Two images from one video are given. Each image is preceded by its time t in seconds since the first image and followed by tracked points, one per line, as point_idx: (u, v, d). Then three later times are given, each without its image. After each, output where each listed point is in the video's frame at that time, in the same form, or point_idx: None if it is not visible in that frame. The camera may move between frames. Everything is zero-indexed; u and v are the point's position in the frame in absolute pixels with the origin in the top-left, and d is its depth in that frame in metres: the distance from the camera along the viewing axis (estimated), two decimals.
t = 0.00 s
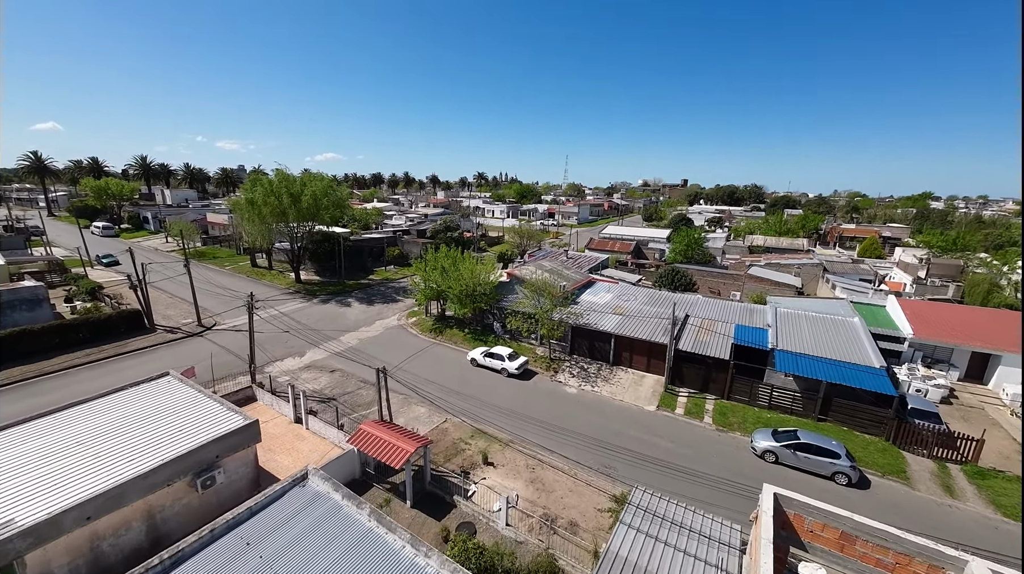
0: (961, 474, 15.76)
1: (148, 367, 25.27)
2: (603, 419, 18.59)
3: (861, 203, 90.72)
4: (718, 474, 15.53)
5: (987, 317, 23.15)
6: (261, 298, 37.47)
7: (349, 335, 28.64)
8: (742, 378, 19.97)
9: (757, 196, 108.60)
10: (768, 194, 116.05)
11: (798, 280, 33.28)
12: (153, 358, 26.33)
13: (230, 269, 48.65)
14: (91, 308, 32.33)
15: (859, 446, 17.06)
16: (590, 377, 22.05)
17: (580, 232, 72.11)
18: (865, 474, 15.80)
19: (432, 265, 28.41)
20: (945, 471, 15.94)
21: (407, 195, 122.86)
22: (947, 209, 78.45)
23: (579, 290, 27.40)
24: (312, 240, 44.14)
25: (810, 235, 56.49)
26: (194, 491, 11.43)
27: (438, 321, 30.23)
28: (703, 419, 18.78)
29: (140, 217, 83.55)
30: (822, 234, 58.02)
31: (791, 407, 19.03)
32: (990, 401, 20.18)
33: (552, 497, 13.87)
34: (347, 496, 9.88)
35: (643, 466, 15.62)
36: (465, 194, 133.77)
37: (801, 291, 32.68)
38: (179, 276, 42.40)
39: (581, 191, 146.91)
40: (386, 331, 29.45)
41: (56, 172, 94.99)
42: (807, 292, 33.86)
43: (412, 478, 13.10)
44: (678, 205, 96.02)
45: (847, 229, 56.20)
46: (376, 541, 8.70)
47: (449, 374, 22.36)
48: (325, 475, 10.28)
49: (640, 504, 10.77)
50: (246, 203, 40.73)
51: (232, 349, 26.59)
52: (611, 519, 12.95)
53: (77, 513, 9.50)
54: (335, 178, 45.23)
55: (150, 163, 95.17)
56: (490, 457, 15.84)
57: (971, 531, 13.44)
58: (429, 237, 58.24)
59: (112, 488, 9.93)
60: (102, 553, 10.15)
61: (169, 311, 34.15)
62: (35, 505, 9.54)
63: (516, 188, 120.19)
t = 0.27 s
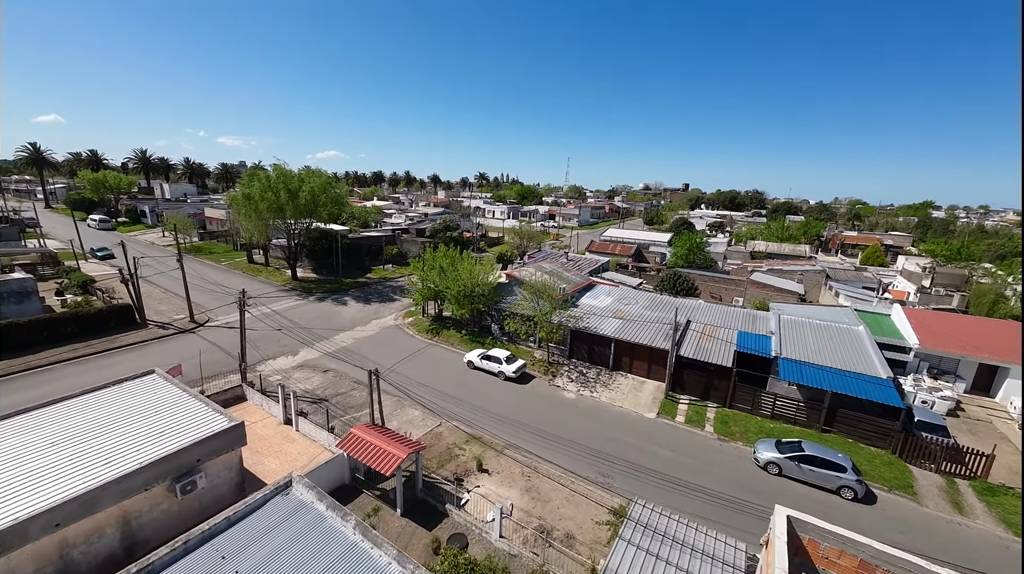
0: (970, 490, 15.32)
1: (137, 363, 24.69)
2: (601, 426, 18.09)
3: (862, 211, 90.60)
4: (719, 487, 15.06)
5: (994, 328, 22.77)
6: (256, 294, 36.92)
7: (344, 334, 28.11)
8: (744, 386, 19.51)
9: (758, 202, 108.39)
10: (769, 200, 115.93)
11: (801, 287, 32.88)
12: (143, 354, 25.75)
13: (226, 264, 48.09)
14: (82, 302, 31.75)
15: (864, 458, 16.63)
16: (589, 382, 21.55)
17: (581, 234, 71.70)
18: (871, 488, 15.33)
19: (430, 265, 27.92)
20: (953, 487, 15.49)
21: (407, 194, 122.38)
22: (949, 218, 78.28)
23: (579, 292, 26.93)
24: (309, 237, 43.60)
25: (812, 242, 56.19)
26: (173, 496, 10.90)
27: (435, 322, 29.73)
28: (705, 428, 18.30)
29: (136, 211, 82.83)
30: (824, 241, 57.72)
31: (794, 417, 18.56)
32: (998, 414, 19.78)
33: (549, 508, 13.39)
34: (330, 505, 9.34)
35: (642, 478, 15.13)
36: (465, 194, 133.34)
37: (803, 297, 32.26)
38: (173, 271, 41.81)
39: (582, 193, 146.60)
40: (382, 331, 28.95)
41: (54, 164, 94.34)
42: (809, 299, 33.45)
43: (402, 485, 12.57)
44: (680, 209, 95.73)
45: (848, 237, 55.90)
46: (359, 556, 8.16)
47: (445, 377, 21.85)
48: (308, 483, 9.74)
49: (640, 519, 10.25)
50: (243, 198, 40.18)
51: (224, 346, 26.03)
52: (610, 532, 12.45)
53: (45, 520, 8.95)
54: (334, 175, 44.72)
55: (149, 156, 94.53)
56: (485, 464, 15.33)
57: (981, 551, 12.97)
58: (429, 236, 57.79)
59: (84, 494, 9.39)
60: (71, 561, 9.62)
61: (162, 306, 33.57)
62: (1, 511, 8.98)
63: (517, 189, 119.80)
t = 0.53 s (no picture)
0: (980, 505, 14.84)
1: (123, 361, 23.99)
2: (600, 433, 17.53)
3: (862, 216, 90.41)
4: (722, 499, 14.52)
5: (1000, 336, 22.39)
6: (249, 292, 36.22)
7: (338, 334, 27.46)
8: (747, 393, 18.99)
9: (757, 206, 108.17)
10: (769, 205, 115.75)
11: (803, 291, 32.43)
12: (129, 352, 25.04)
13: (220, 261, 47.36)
14: (70, 297, 31.00)
15: (870, 470, 16.14)
16: (587, 387, 20.99)
17: (580, 236, 71.19)
18: (877, 501, 14.82)
19: (427, 265, 27.31)
20: (963, 501, 15.00)
21: (406, 193, 121.68)
22: (948, 225, 78.13)
23: (578, 294, 26.38)
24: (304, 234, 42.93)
25: (812, 246, 55.83)
26: (148, 505, 10.28)
27: (431, 322, 29.12)
28: (706, 436, 17.75)
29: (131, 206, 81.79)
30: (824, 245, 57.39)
31: (798, 426, 18.05)
32: (1005, 425, 19.37)
33: (545, 519, 12.83)
34: (312, 520, 8.73)
35: (642, 489, 14.57)
36: (464, 194, 132.65)
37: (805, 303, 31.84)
38: (165, 267, 41.06)
39: (582, 195, 146.14)
40: (376, 331, 28.33)
41: (49, 158, 93.27)
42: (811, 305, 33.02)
43: (391, 495, 11.98)
44: (679, 212, 95.41)
45: (849, 242, 55.59)
46: None
47: (439, 379, 21.26)
48: (289, 495, 9.15)
49: (640, 536, 9.68)
50: (237, 194, 39.48)
51: (213, 345, 25.36)
52: (608, 547, 11.89)
53: (5, 533, 8.31)
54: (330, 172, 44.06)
55: (146, 151, 93.64)
56: (479, 472, 14.76)
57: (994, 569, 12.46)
58: (426, 236, 57.17)
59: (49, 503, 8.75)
60: None
61: (152, 303, 32.85)
62: None
63: (517, 190, 119.20)
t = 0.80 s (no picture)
0: (986, 513, 14.47)
1: (105, 363, 23.18)
2: (597, 438, 17.00)
3: (857, 219, 90.74)
4: (722, 508, 14.02)
5: (1001, 339, 22.13)
6: (238, 292, 35.43)
7: (329, 335, 26.79)
8: (748, 397, 18.54)
9: (753, 208, 108.27)
10: (764, 207, 115.98)
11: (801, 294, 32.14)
12: (112, 353, 24.22)
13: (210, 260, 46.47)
14: (52, 296, 30.08)
15: (874, 478, 15.75)
16: (584, 391, 20.47)
17: (576, 237, 70.79)
18: (882, 510, 14.41)
19: (421, 265, 26.72)
20: (969, 509, 14.61)
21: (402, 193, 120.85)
22: (942, 228, 78.50)
23: (574, 296, 25.89)
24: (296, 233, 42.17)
25: (808, 248, 55.71)
26: (117, 520, 9.63)
27: (424, 324, 28.51)
28: (706, 442, 17.28)
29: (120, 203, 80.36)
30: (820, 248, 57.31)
31: (800, 432, 17.63)
32: (1008, 430, 19.06)
33: (540, 530, 12.29)
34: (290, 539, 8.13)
35: (640, 497, 14.04)
36: (460, 194, 131.96)
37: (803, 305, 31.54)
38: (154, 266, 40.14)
39: (578, 196, 145.89)
40: (368, 332, 27.68)
41: (37, 154, 91.60)
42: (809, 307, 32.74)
43: (378, 507, 11.38)
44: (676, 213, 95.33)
45: (845, 244, 55.53)
46: None
47: (433, 382, 20.66)
48: (266, 510, 8.53)
49: (639, 551, 9.18)
50: (226, 192, 38.65)
51: (199, 346, 24.60)
52: (606, 560, 11.36)
53: None
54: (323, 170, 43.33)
55: (136, 148, 92.22)
56: (472, 480, 14.19)
57: None
58: (421, 235, 56.50)
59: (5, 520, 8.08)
60: None
61: (137, 302, 31.98)
62: None
63: (513, 190, 118.71)
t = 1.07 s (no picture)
0: (986, 517, 14.21)
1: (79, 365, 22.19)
2: (591, 442, 16.51)
3: (846, 219, 91.54)
4: (720, 515, 13.59)
5: (995, 339, 22.03)
6: (223, 291, 34.44)
7: (315, 337, 26.01)
8: (744, 399, 18.17)
9: (744, 208, 108.81)
10: (755, 207, 116.65)
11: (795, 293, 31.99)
12: (87, 355, 23.23)
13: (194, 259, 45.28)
14: (25, 296, 28.88)
15: (873, 481, 15.44)
16: (578, 393, 19.97)
17: (569, 236, 70.43)
18: (882, 515, 14.10)
19: (410, 264, 26.06)
20: (968, 514, 14.34)
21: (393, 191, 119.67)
22: (930, 228, 79.41)
23: (567, 296, 25.41)
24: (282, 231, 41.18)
25: (800, 248, 55.85)
26: (77, 539, 8.91)
27: (415, 324, 27.85)
28: (702, 445, 16.87)
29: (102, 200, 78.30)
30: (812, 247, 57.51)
31: (797, 434, 17.30)
32: (1002, 431, 18.92)
33: (533, 542, 11.76)
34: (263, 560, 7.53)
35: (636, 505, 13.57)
36: (453, 193, 131.05)
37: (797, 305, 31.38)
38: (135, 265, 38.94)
39: (570, 195, 145.68)
40: (357, 333, 26.96)
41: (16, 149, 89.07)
42: (802, 307, 32.62)
43: (362, 519, 10.78)
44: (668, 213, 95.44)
45: (835, 244, 55.76)
46: None
47: (422, 385, 20.03)
48: (237, 530, 7.92)
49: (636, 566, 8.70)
50: (210, 188, 37.55)
51: (179, 348, 23.70)
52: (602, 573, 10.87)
53: None
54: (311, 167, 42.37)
55: (119, 144, 89.86)
56: (462, 488, 13.61)
57: None
58: (412, 234, 55.71)
59: None
60: None
61: (116, 302, 30.87)
62: None
63: (505, 189, 118.15)
